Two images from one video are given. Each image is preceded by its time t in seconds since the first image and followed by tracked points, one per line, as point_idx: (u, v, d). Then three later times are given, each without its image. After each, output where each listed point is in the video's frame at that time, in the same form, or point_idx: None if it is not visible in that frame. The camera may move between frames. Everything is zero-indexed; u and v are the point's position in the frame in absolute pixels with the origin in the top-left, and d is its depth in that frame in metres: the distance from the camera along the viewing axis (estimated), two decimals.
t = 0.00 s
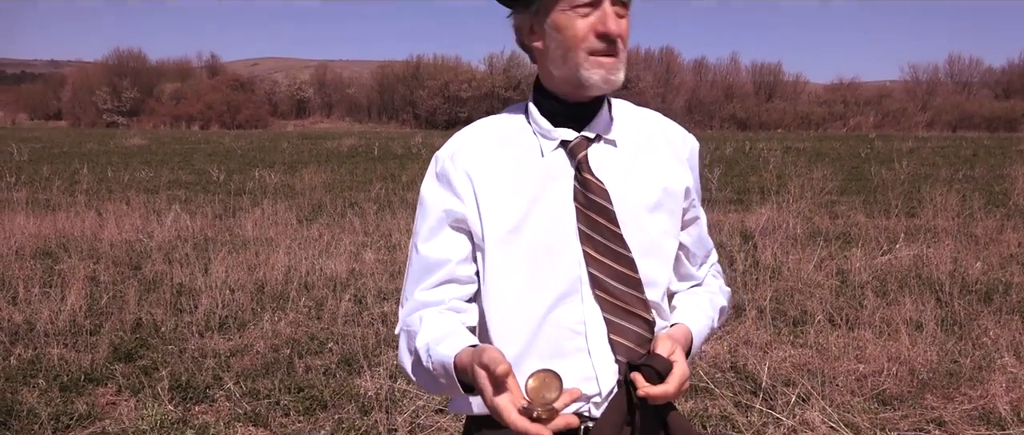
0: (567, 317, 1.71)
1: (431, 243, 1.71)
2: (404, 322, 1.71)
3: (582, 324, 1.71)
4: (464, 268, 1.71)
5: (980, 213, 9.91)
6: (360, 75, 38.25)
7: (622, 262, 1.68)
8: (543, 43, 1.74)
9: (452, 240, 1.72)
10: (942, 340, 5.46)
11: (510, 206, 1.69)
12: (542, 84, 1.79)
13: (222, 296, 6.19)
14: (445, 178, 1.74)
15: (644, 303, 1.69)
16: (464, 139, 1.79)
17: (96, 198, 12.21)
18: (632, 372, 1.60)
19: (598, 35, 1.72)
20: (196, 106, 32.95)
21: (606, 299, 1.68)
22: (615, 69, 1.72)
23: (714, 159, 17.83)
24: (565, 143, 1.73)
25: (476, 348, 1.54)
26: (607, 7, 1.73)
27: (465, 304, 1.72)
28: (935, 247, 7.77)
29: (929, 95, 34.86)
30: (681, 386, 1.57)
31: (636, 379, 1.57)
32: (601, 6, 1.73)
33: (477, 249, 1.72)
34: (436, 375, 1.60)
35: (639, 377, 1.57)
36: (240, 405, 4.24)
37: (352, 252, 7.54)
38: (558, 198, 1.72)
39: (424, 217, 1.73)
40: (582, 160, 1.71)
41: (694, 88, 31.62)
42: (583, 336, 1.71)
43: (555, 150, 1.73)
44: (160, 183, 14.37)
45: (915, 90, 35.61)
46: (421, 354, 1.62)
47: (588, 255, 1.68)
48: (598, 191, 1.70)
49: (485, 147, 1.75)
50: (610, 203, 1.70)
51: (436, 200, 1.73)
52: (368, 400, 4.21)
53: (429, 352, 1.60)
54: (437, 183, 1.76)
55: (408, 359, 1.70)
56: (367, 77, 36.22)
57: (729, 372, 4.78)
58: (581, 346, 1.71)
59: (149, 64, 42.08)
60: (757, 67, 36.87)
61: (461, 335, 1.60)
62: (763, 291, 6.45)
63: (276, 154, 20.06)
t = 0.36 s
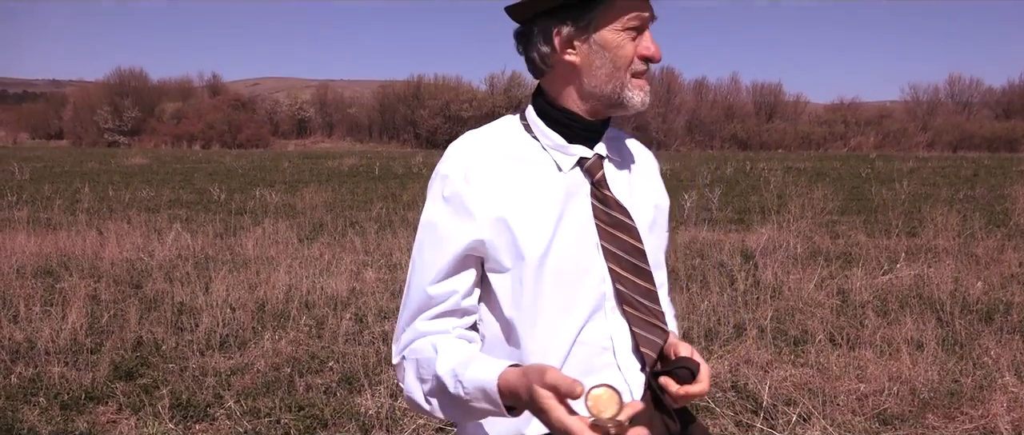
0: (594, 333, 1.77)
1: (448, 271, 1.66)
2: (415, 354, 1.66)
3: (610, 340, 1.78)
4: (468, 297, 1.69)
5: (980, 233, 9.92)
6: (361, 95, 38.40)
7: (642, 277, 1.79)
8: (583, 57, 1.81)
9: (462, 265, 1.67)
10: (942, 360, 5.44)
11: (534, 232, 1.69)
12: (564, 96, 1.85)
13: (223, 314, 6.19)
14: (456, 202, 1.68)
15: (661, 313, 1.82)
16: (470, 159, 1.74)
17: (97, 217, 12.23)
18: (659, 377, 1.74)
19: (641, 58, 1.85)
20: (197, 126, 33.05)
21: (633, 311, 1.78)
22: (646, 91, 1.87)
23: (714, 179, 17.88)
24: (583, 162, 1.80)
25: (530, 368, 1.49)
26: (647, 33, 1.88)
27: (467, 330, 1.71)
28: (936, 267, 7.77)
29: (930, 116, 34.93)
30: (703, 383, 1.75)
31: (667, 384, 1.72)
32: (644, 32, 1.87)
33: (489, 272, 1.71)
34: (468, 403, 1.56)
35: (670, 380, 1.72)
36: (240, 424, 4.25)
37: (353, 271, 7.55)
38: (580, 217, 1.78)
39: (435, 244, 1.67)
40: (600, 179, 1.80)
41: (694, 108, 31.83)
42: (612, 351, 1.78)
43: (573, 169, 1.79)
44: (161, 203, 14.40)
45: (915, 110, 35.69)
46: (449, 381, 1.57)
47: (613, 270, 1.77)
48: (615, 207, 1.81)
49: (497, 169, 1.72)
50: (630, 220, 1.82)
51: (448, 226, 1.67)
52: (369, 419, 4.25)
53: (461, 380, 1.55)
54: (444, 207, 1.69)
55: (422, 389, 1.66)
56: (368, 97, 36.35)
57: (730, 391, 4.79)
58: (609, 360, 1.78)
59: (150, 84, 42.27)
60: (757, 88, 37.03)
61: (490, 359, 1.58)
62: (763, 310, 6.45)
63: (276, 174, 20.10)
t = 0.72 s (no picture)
0: (594, 344, 1.81)
1: (458, 290, 1.65)
2: (425, 377, 1.64)
3: (606, 350, 1.84)
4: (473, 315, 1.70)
5: (978, 250, 9.94)
6: (361, 113, 38.52)
7: (630, 289, 1.87)
8: (577, 74, 1.85)
9: (470, 284, 1.67)
10: (940, 377, 5.45)
11: (540, 249, 1.72)
12: (555, 110, 1.89)
13: (222, 333, 6.20)
14: (462, 221, 1.68)
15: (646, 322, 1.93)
16: (471, 178, 1.75)
17: (96, 236, 12.23)
18: (653, 383, 1.92)
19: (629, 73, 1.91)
20: (196, 144, 33.10)
21: (625, 321, 1.86)
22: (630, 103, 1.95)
23: (713, 198, 17.92)
24: (573, 178, 1.86)
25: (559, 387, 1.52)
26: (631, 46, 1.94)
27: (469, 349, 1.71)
28: (934, 284, 7.79)
29: (928, 133, 35.02)
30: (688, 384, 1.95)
31: (664, 390, 1.89)
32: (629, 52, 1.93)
33: (494, 290, 1.71)
34: (489, 422, 1.55)
35: (662, 385, 1.90)
36: None
37: (351, 289, 7.56)
38: (574, 231, 1.82)
39: (441, 263, 1.66)
40: (589, 194, 1.87)
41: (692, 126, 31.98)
42: (609, 361, 1.84)
43: (562, 186, 1.83)
44: (160, 222, 14.40)
45: (914, 127, 35.79)
46: (468, 404, 1.56)
47: (606, 283, 1.83)
48: (603, 221, 1.88)
49: (498, 188, 1.74)
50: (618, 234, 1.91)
51: (455, 245, 1.67)
52: None
53: (482, 402, 1.55)
54: (448, 226, 1.69)
55: (432, 412, 1.63)
56: (367, 116, 36.44)
57: (728, 408, 4.83)
58: (607, 370, 1.83)
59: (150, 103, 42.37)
60: (755, 106, 37.20)
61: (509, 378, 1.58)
62: (761, 328, 6.46)
63: (275, 193, 20.11)
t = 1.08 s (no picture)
0: (569, 360, 1.84)
1: (433, 306, 1.67)
2: (413, 394, 1.64)
3: (581, 365, 1.87)
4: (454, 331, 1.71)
5: (976, 264, 9.95)
6: (361, 127, 38.60)
7: (603, 306, 1.91)
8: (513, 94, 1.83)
9: (445, 302, 1.68)
10: (936, 390, 5.46)
11: (513, 265, 1.74)
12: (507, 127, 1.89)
13: (218, 348, 6.20)
14: (437, 238, 1.70)
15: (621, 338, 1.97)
16: (446, 196, 1.77)
17: (94, 250, 12.23)
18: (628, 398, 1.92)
19: (566, 118, 1.81)
20: (196, 158, 33.16)
21: (598, 337, 1.90)
22: (567, 150, 1.85)
23: (712, 211, 17.96)
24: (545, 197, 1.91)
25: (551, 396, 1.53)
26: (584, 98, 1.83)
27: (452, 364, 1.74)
28: (932, 298, 7.78)
29: (927, 147, 35.09)
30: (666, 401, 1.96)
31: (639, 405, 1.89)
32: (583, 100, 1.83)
33: (469, 306, 1.72)
34: None
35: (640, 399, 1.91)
36: None
37: (350, 303, 7.55)
38: (547, 248, 1.86)
39: (418, 281, 1.68)
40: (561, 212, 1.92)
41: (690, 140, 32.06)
42: (584, 376, 1.87)
43: (533, 205, 1.88)
44: (159, 235, 14.41)
45: (913, 141, 35.86)
46: (460, 420, 1.56)
47: (580, 300, 1.87)
48: (575, 238, 1.93)
49: (473, 207, 1.77)
50: (591, 251, 1.95)
51: (429, 262, 1.69)
52: None
53: (474, 417, 1.55)
54: (423, 242, 1.71)
55: (421, 428, 1.64)
56: (367, 129, 36.52)
57: (723, 423, 4.91)
58: (583, 385, 1.87)
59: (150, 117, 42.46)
60: (754, 120, 37.31)
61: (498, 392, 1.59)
62: (758, 342, 6.47)
63: (275, 206, 20.14)
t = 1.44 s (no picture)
0: (555, 358, 1.85)
1: (410, 300, 1.68)
2: (388, 390, 1.65)
3: (569, 363, 1.88)
4: (432, 326, 1.72)
5: (975, 265, 9.95)
6: (360, 129, 38.61)
7: (593, 303, 1.91)
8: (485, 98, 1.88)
9: (423, 297, 1.70)
10: (934, 390, 5.45)
11: (492, 262, 1.76)
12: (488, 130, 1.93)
13: (215, 349, 6.19)
14: (416, 234, 1.72)
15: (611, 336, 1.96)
16: (428, 193, 1.80)
17: (93, 252, 12.23)
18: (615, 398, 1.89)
19: (526, 121, 1.83)
20: (196, 160, 33.16)
21: (585, 335, 1.89)
22: (531, 153, 1.87)
23: (711, 213, 17.97)
24: (529, 193, 1.93)
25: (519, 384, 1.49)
26: (546, 101, 1.82)
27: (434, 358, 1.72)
28: (931, 299, 7.77)
29: (927, 149, 35.09)
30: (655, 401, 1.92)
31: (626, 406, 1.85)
32: (547, 98, 1.82)
33: (449, 302, 1.74)
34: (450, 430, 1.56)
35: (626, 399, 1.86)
36: None
37: (348, 304, 7.55)
38: (532, 246, 1.87)
39: (395, 275, 1.70)
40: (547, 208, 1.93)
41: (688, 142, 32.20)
42: (572, 373, 1.87)
43: (518, 200, 1.90)
44: (158, 237, 14.41)
45: (913, 143, 35.86)
46: (429, 413, 1.56)
47: (566, 297, 1.87)
48: (563, 234, 1.93)
49: (453, 204, 1.79)
50: (579, 247, 1.95)
51: (407, 258, 1.70)
52: None
53: (441, 410, 1.55)
54: (402, 237, 1.74)
55: (396, 422, 1.65)
56: (367, 131, 36.53)
57: (720, 423, 4.93)
58: (570, 381, 1.87)
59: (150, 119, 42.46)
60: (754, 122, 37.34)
61: (467, 385, 1.59)
62: (755, 342, 6.46)
63: (275, 208, 20.16)
